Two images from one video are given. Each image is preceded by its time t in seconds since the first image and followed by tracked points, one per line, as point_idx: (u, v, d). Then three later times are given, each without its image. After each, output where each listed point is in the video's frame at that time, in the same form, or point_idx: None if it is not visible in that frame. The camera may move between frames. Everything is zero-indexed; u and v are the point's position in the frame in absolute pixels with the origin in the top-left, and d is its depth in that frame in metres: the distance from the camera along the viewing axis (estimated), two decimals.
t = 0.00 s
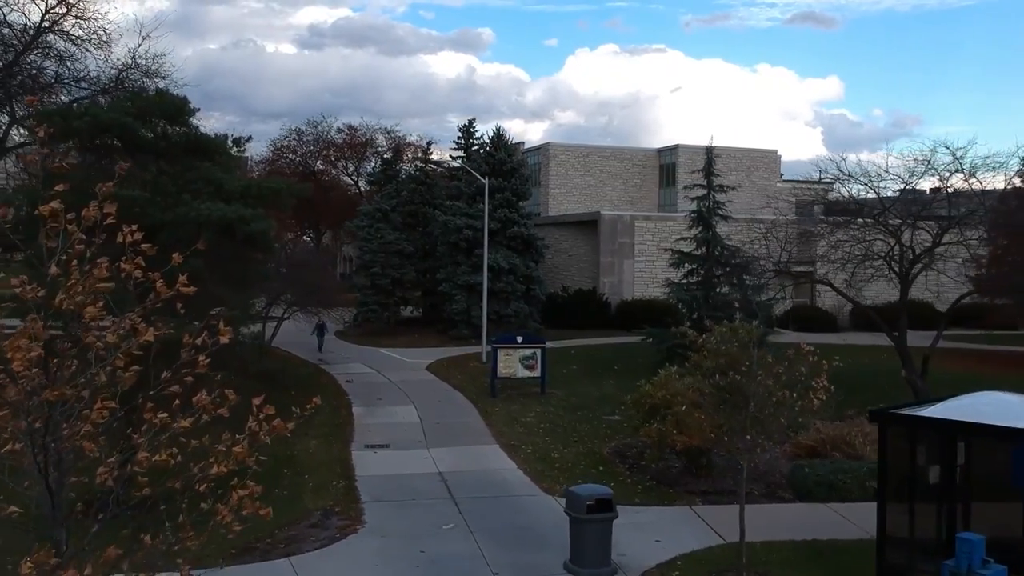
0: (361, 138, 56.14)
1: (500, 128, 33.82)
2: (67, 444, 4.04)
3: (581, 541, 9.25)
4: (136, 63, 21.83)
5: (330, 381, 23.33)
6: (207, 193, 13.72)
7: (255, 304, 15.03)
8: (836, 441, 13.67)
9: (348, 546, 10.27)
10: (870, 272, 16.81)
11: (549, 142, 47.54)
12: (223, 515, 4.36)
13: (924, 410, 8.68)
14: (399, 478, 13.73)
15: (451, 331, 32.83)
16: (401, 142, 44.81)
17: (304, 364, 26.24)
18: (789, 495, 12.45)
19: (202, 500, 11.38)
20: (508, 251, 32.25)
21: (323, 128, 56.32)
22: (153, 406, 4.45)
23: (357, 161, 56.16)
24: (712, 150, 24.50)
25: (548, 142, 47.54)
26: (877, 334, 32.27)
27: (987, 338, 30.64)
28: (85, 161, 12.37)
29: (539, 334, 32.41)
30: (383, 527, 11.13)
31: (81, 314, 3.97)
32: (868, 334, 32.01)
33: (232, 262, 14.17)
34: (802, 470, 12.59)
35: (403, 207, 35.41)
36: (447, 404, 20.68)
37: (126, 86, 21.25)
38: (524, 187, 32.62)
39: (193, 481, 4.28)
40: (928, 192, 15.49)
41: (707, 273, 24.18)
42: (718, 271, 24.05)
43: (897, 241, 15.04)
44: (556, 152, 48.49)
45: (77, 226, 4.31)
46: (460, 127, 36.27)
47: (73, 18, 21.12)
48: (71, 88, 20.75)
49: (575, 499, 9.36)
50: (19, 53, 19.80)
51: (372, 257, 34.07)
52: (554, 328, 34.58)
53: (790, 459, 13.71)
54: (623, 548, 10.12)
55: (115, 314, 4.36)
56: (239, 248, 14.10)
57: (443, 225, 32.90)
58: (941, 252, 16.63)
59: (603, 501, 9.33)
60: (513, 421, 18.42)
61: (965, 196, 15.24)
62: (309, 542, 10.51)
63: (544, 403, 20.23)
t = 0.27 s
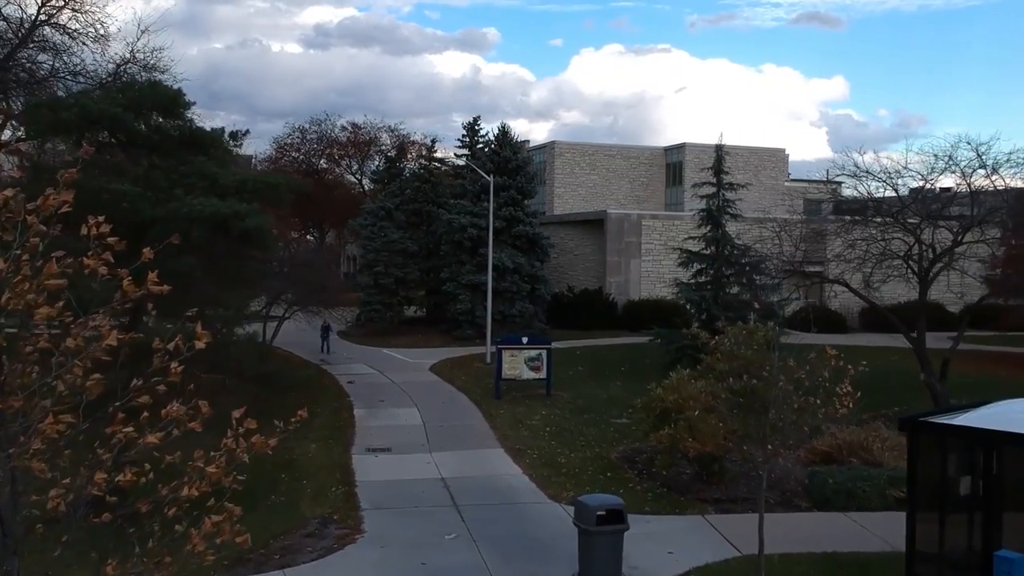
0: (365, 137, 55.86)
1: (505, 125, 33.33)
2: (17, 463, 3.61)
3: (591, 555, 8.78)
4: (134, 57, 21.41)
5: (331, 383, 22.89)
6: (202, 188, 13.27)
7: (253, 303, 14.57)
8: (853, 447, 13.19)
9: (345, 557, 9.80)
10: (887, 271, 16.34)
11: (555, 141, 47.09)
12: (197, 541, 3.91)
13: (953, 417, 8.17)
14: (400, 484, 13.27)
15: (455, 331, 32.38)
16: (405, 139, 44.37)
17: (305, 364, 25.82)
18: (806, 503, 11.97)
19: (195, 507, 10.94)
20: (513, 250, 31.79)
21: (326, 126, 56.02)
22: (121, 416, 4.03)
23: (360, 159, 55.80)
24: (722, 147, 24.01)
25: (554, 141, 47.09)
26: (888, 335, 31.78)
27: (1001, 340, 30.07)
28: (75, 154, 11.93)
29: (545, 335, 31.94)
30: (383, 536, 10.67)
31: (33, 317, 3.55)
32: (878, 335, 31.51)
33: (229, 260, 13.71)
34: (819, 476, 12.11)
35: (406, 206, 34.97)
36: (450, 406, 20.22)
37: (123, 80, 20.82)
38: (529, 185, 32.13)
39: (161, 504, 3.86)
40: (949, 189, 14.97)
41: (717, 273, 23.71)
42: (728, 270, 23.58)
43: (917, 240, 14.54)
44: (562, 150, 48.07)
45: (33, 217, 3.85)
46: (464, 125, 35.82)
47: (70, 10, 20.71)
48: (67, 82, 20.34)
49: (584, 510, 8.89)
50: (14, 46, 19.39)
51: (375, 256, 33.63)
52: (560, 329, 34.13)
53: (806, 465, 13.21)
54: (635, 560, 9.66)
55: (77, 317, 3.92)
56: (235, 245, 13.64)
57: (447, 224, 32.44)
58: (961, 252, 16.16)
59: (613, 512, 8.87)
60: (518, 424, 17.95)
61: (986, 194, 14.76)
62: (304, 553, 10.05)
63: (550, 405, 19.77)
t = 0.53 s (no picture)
0: (367, 134, 55.49)
1: (507, 122, 32.88)
2: None
3: (592, 568, 8.33)
4: (128, 50, 21.01)
5: (328, 384, 22.46)
6: (191, 182, 12.81)
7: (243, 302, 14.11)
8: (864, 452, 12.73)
9: (334, 568, 9.37)
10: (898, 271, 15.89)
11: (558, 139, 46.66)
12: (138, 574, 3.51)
13: (976, 424, 7.71)
14: (395, 490, 12.84)
15: (456, 331, 31.94)
16: (406, 137, 43.94)
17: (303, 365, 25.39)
18: (816, 510, 11.50)
19: (163, 521, 10.38)
20: (515, 249, 31.35)
21: (327, 123, 55.66)
22: (63, 428, 3.68)
23: (362, 157, 55.40)
24: (727, 144, 23.55)
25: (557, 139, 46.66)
26: (895, 336, 31.30)
27: (1010, 341, 29.59)
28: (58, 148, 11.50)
29: (546, 335, 31.51)
30: (375, 545, 10.23)
31: None
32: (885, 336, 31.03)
33: (219, 258, 13.25)
34: (829, 483, 11.66)
35: (406, 204, 34.53)
36: (449, 408, 19.80)
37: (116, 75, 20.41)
38: (531, 183, 31.66)
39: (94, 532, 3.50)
40: (963, 186, 14.52)
41: (721, 272, 23.27)
42: (732, 270, 23.16)
43: (930, 238, 14.10)
44: (564, 148, 47.64)
45: None
46: (466, 122, 35.37)
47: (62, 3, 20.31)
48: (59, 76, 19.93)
49: (584, 521, 8.42)
50: (4, 39, 19.01)
51: (375, 255, 33.20)
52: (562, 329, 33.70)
53: (815, 471, 12.75)
54: (637, 572, 9.21)
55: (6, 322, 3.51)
56: (226, 242, 13.18)
57: (448, 222, 31.99)
58: (974, 250, 15.72)
59: (615, 522, 8.41)
60: (518, 427, 17.51)
61: (1002, 190, 14.30)
62: (291, 563, 9.62)
63: (551, 407, 19.32)
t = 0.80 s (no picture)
0: (364, 132, 55.08)
1: (505, 119, 32.40)
2: None
3: None
4: (115, 44, 20.60)
5: (320, 385, 22.02)
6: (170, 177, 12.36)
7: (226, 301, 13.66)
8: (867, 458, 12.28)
9: None
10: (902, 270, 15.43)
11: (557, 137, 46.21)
12: None
13: (987, 432, 7.25)
14: (381, 496, 12.40)
15: (452, 331, 31.50)
16: (404, 135, 43.50)
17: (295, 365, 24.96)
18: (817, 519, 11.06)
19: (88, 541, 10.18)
20: (512, 248, 30.91)
21: (324, 121, 55.25)
22: None
23: (359, 155, 54.99)
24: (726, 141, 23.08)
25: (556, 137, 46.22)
26: (898, 337, 30.84)
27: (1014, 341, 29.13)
28: (29, 142, 11.06)
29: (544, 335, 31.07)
30: (355, 555, 9.78)
31: None
32: (888, 336, 30.58)
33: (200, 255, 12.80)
34: (831, 490, 11.21)
35: (403, 202, 34.07)
36: (442, 410, 19.34)
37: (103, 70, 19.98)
38: (528, 181, 31.19)
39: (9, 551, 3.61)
40: (969, 183, 14.05)
41: (721, 271, 22.83)
42: (732, 269, 22.72)
43: (935, 236, 13.63)
44: (564, 146, 47.20)
45: None
46: (463, 119, 34.91)
47: None
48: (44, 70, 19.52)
49: (573, 534, 7.99)
50: None
51: (370, 253, 32.76)
52: (560, 329, 33.26)
53: (816, 477, 12.30)
54: None
55: None
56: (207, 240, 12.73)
57: (444, 220, 31.53)
58: (980, 249, 15.26)
59: (606, 535, 7.97)
60: (512, 430, 17.07)
61: (1010, 187, 13.84)
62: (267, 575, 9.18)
63: (546, 409, 18.88)
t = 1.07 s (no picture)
0: (361, 130, 54.72)
1: (501, 116, 31.95)
2: None
3: None
4: (99, 39, 20.24)
5: (308, 386, 21.60)
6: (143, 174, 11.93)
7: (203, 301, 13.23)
8: (865, 465, 11.84)
9: None
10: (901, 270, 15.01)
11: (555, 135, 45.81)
12: None
13: (988, 444, 6.80)
14: (361, 503, 11.98)
15: (446, 331, 31.07)
16: (399, 133, 43.11)
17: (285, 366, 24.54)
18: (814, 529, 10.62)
19: None
20: (507, 247, 30.48)
21: (321, 119, 54.92)
22: None
23: (356, 154, 54.67)
24: (724, 138, 22.66)
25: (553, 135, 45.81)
26: (898, 337, 30.39)
27: (1016, 343, 28.69)
28: None
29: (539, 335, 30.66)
30: (329, 567, 9.36)
31: None
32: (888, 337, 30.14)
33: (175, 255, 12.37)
34: (827, 499, 10.78)
35: (397, 200, 33.65)
36: (432, 413, 18.91)
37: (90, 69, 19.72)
38: (524, 179, 30.74)
39: None
40: (971, 181, 13.61)
41: (718, 271, 22.42)
42: (729, 269, 22.31)
43: (936, 236, 13.20)
44: (562, 145, 46.80)
45: None
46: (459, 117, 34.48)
47: None
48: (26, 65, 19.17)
49: (553, 548, 7.54)
50: None
51: (364, 252, 32.35)
52: (555, 329, 32.85)
53: (813, 485, 11.87)
54: None
55: None
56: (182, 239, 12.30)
57: (438, 219, 31.09)
58: (983, 248, 14.84)
59: (588, 550, 7.52)
60: (501, 433, 16.64)
61: (1014, 185, 13.40)
62: None
63: (538, 412, 18.44)
